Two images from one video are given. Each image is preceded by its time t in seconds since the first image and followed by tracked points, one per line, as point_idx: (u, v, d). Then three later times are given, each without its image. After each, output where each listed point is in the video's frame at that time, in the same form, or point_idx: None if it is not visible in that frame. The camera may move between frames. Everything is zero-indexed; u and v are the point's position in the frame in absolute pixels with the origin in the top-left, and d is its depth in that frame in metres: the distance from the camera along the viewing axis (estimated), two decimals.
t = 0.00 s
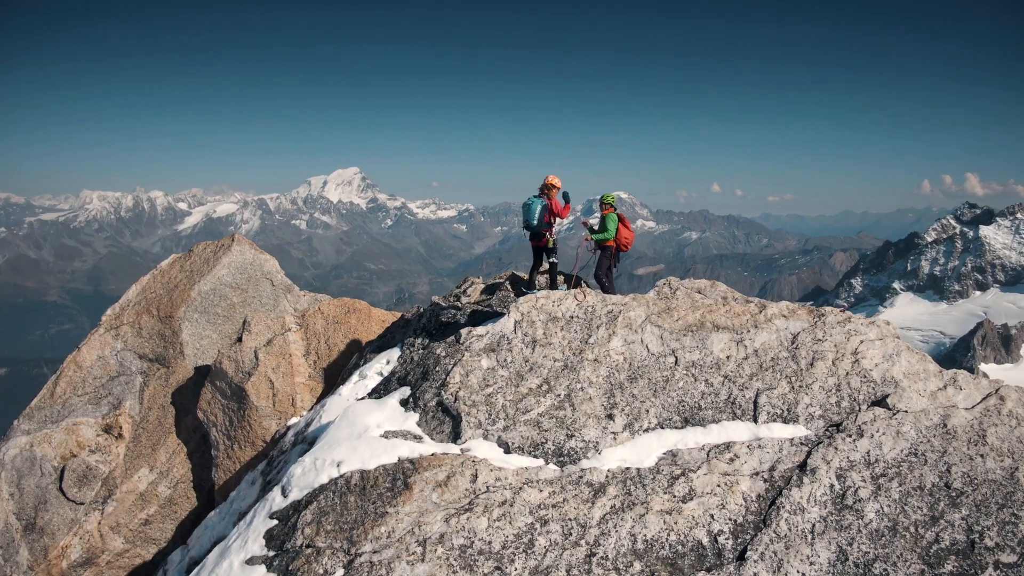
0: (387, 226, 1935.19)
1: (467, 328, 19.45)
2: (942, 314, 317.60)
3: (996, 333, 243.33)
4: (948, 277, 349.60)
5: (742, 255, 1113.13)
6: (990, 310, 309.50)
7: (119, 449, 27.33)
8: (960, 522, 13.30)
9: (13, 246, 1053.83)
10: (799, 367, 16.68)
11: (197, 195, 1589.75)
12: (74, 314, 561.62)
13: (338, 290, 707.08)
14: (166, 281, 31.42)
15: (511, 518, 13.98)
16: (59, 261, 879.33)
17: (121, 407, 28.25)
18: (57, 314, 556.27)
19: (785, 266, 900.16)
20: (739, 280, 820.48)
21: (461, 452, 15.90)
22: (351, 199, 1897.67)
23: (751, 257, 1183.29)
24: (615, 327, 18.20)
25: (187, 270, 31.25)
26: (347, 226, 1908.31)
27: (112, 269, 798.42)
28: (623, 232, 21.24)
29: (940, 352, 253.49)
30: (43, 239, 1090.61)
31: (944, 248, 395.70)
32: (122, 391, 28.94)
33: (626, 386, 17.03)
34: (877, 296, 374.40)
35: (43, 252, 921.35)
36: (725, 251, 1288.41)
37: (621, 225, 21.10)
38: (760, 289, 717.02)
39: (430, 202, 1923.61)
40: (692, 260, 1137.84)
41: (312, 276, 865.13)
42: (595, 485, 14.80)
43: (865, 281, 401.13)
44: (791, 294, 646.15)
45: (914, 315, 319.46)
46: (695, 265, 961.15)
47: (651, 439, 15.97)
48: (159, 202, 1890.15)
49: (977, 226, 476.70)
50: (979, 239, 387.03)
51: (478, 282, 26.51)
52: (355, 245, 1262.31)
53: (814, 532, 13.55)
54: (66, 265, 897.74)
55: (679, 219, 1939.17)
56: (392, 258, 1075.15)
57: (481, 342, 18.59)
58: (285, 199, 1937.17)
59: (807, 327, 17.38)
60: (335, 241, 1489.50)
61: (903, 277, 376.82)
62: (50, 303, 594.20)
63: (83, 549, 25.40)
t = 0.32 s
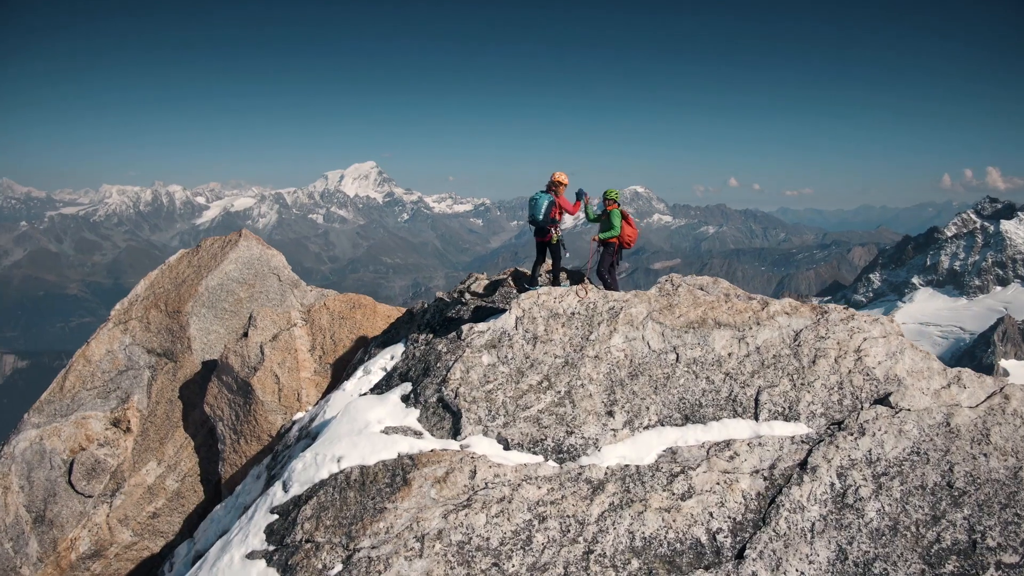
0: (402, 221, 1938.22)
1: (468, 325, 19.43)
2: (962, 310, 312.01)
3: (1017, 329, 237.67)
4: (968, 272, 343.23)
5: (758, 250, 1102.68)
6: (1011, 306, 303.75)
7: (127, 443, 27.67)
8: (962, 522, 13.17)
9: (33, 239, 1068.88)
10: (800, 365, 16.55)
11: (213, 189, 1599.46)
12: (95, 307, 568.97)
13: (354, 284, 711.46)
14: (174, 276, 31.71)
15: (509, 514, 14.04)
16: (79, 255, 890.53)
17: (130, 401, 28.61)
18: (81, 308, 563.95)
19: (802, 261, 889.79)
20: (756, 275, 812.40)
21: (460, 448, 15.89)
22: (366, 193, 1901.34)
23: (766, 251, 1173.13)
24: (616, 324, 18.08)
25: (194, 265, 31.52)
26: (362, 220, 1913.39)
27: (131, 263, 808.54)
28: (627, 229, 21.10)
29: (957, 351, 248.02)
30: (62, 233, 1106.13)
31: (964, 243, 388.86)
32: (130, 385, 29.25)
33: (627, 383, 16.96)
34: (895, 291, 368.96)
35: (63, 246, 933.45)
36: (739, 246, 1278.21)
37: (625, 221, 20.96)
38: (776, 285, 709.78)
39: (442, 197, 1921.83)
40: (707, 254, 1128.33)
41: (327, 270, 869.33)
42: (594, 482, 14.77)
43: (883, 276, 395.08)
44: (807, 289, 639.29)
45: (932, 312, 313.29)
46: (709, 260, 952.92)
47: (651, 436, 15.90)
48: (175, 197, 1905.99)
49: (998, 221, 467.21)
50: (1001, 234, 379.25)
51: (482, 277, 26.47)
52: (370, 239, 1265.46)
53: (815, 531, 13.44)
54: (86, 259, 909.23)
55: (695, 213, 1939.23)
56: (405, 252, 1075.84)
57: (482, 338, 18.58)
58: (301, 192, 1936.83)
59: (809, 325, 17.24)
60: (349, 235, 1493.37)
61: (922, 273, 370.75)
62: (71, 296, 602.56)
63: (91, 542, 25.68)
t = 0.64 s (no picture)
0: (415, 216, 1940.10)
1: (469, 321, 19.37)
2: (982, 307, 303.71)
3: None
4: (989, 268, 335.01)
5: (774, 245, 1091.17)
6: None
7: (135, 437, 28.00)
8: (963, 522, 13.06)
9: (52, 235, 1082.79)
10: (803, 362, 16.40)
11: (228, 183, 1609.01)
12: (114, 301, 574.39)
13: (370, 279, 714.28)
14: (182, 271, 31.95)
15: (506, 511, 14.07)
16: (97, 249, 900.74)
17: (138, 395, 28.92)
18: (102, 303, 571.60)
19: (818, 256, 879.78)
20: (772, 270, 804.61)
21: (459, 445, 15.93)
22: (379, 189, 1904.31)
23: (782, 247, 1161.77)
24: (617, 321, 18.00)
25: (202, 261, 31.75)
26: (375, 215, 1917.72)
27: (148, 258, 817.48)
28: (632, 226, 20.87)
29: (975, 349, 242.43)
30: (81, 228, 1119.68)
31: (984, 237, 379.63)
32: (139, 379, 29.58)
33: (627, 381, 16.87)
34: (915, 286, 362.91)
35: (82, 241, 944.39)
36: (755, 242, 1267.41)
37: (630, 219, 20.73)
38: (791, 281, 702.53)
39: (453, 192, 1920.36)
40: (722, 249, 1118.49)
41: (341, 265, 873.05)
42: (592, 479, 14.77)
43: (901, 272, 383.88)
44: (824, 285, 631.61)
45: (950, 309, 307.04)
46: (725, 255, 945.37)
47: (650, 434, 15.85)
48: (191, 192, 1919.61)
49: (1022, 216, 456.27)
50: None
51: (485, 273, 26.39)
52: (384, 234, 1269.15)
53: (812, 530, 13.37)
54: (104, 253, 919.55)
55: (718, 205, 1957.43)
56: (418, 247, 1076.21)
57: (483, 334, 18.58)
58: (317, 187, 1939.38)
59: (812, 322, 17.09)
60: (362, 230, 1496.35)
61: (942, 268, 360.40)
62: (90, 290, 610.28)
63: (100, 535, 25.88)
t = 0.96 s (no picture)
0: (429, 210, 1940.92)
1: (470, 319, 19.28)
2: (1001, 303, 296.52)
3: None
4: (1009, 264, 328.00)
5: (791, 240, 1079.28)
6: None
7: (142, 432, 28.31)
8: (964, 523, 12.93)
9: (71, 229, 1095.60)
10: (803, 361, 16.24)
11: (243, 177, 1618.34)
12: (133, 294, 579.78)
13: (387, 273, 715.51)
14: (189, 267, 32.17)
15: (504, 509, 14.08)
16: (116, 243, 911.08)
17: (145, 391, 29.23)
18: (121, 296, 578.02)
19: (836, 250, 868.10)
20: (790, 266, 795.10)
21: (458, 442, 15.93)
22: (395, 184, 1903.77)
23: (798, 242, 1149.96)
24: (617, 319, 17.86)
25: (208, 257, 31.96)
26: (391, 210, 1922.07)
27: (166, 253, 825.46)
28: (634, 222, 20.78)
29: (994, 346, 236.07)
30: (100, 223, 1132.44)
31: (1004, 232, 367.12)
32: (146, 374, 29.88)
33: (627, 378, 16.72)
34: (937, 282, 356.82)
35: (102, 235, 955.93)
36: (772, 236, 1255.36)
37: (632, 215, 20.63)
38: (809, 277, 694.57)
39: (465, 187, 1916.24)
40: (739, 245, 1108.36)
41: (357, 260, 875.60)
42: (590, 478, 14.70)
43: (919, 267, 368.43)
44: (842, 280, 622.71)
45: (970, 306, 296.15)
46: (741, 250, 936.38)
47: (650, 432, 15.67)
48: (210, 186, 1929.28)
49: None
50: None
51: (489, 270, 26.41)
52: (399, 229, 1270.53)
53: (811, 530, 13.27)
54: (122, 247, 930.59)
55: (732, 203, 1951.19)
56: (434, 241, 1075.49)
57: (484, 332, 18.47)
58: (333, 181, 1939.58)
59: (814, 320, 16.90)
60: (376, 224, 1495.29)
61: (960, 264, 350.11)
62: (109, 283, 616.86)
63: (107, 529, 26.09)
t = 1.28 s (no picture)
0: (442, 206, 1940.67)
1: (469, 316, 19.09)
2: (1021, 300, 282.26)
3: None
4: None
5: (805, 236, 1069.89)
6: None
7: (148, 427, 28.57)
8: (963, 525, 12.82)
9: (88, 225, 1108.19)
10: (804, 360, 16.09)
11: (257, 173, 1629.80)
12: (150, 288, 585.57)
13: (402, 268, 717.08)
14: (195, 264, 32.29)
15: (501, 506, 14.08)
16: (133, 239, 921.23)
17: (151, 386, 29.47)
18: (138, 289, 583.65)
19: (852, 246, 859.92)
20: (805, 262, 786.78)
21: (456, 440, 15.96)
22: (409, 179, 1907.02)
23: (812, 237, 1139.81)
24: (617, 317, 17.66)
25: (214, 254, 32.06)
26: (405, 205, 1924.18)
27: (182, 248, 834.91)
28: (632, 218, 20.42)
29: (1014, 342, 228.05)
30: (118, 218, 1145.82)
31: None
32: (152, 370, 30.09)
33: (626, 376, 16.55)
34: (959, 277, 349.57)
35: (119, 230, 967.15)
36: (787, 231, 1243.78)
37: (629, 211, 20.30)
38: (824, 273, 687.53)
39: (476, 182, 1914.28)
40: (754, 240, 1100.38)
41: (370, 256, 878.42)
42: (587, 476, 14.65)
43: (938, 263, 363.00)
44: (858, 277, 615.16)
45: (988, 301, 282.46)
46: (755, 246, 928.53)
47: (647, 430, 15.59)
48: (224, 182, 1939.38)
49: None
50: None
51: (491, 267, 26.01)
52: (411, 225, 1271.71)
53: (809, 530, 13.18)
54: (138, 242, 939.10)
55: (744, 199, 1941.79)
56: (446, 236, 1076.02)
57: (483, 330, 18.33)
58: (347, 176, 1942.96)
59: (815, 319, 16.75)
60: (388, 219, 1498.03)
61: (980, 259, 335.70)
62: (127, 277, 624.29)
63: (113, 522, 26.35)
